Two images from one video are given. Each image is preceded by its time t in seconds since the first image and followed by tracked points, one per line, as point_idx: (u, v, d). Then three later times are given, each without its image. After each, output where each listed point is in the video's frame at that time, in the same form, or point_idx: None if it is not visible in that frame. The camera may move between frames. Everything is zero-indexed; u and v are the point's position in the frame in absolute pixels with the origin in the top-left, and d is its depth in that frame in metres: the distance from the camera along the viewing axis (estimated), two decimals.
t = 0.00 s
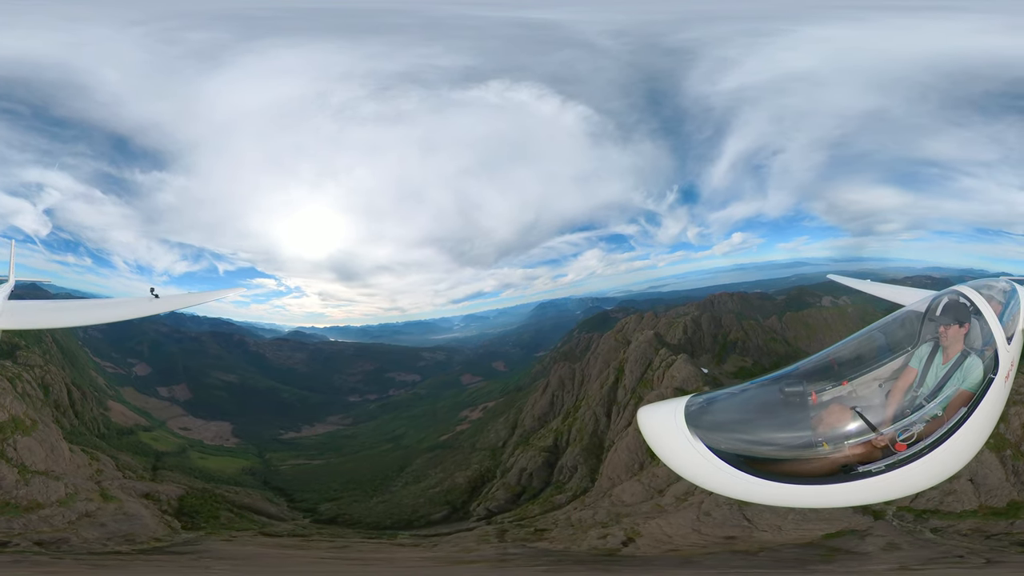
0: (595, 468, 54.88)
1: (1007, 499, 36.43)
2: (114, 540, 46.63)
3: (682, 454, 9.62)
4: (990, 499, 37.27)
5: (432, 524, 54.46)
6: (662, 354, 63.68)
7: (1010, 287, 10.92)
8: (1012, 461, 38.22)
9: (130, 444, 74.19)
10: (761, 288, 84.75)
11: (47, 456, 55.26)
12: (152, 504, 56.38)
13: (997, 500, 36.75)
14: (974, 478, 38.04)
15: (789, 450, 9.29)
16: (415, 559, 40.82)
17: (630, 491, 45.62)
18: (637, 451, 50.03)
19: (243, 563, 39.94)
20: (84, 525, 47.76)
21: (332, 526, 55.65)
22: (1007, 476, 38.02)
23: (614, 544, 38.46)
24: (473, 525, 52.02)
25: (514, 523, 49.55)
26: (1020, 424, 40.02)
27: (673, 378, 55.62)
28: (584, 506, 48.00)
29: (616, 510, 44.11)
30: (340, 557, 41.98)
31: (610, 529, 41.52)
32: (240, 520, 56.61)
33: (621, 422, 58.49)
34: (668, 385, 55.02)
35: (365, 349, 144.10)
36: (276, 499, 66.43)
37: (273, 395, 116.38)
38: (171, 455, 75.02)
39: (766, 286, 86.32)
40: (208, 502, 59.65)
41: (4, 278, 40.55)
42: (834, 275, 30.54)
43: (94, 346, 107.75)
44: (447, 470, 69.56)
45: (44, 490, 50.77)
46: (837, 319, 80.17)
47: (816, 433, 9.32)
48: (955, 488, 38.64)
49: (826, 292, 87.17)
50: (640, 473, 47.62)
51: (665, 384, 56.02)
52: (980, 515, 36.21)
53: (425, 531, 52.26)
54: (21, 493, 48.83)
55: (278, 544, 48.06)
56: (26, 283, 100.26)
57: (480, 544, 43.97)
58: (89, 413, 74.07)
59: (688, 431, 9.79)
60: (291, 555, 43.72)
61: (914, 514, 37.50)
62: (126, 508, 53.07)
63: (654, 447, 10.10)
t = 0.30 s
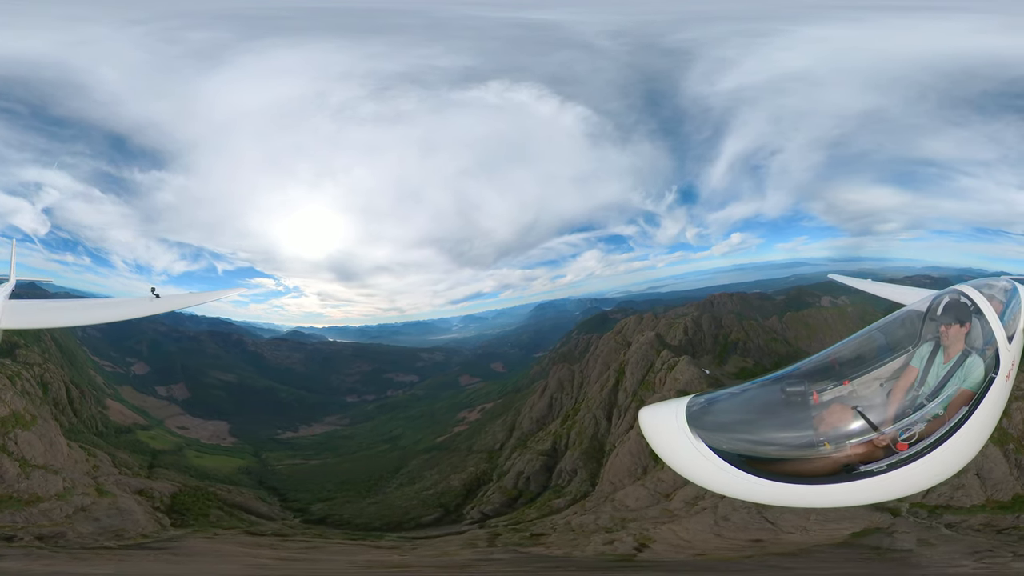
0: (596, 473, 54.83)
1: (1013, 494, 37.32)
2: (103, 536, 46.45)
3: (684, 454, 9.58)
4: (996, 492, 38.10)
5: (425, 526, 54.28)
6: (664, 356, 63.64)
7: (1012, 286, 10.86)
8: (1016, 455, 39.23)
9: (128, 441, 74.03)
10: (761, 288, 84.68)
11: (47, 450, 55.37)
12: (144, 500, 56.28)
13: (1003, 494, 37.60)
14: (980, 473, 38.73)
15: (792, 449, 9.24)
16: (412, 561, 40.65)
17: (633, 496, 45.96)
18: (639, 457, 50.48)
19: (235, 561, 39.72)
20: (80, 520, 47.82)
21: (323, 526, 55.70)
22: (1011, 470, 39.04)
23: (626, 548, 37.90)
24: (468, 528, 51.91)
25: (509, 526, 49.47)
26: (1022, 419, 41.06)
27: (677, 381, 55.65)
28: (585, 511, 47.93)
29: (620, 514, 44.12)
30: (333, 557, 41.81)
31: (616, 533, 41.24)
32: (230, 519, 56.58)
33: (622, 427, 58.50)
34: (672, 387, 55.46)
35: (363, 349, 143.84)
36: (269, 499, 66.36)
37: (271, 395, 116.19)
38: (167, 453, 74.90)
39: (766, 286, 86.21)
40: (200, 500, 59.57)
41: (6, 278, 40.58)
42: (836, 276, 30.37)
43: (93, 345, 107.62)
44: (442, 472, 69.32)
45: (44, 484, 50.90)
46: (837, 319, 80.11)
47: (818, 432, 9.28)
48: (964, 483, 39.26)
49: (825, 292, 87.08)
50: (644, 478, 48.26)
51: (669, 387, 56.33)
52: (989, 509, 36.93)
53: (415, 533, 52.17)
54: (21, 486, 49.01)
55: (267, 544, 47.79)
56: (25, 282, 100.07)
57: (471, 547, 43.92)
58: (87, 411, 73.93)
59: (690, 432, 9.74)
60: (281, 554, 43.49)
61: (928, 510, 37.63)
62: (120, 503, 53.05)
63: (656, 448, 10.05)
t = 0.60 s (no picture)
0: (597, 478, 54.81)
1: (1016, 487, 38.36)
2: (95, 531, 46.48)
3: (686, 454, 9.54)
4: (1000, 486, 39.13)
5: (414, 528, 54.30)
6: (665, 358, 63.66)
7: (1013, 286, 10.82)
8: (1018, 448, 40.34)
9: (125, 439, 73.83)
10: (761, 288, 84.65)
11: (48, 444, 55.47)
12: (138, 496, 56.30)
13: (1008, 487, 38.62)
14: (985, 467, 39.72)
15: (795, 450, 9.20)
16: (408, 562, 40.52)
17: (638, 501, 45.90)
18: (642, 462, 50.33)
19: (222, 562, 39.60)
20: (76, 514, 47.94)
21: (312, 527, 55.85)
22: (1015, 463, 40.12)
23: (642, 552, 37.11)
24: (459, 530, 51.94)
25: (503, 529, 49.42)
26: None
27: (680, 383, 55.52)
28: (585, 515, 47.79)
29: (623, 519, 43.94)
30: (324, 559, 41.76)
31: (623, 538, 40.75)
32: (219, 517, 56.64)
33: (623, 433, 58.41)
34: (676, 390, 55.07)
35: (362, 349, 143.58)
36: (262, 498, 66.47)
37: (269, 394, 116.03)
38: (164, 451, 74.82)
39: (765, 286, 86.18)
40: (192, 498, 59.46)
41: (7, 276, 40.52)
42: (837, 276, 30.27)
43: (91, 344, 107.46)
44: (437, 474, 69.21)
45: (43, 478, 50.86)
46: (837, 319, 80.09)
47: (819, 432, 9.24)
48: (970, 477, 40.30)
49: (825, 292, 87.01)
50: (648, 483, 48.16)
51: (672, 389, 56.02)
52: (996, 502, 37.81)
53: (401, 535, 52.21)
54: (23, 479, 49.02)
55: (254, 543, 47.60)
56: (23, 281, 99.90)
57: (459, 549, 44.01)
58: (85, 410, 73.78)
59: (691, 432, 9.69)
60: (272, 553, 43.51)
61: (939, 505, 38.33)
62: (114, 497, 52.97)
63: (657, 448, 10.00)
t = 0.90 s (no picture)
0: (596, 481, 54.89)
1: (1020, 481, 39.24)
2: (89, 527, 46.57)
3: (688, 455, 9.50)
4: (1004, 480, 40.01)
5: (402, 530, 54.43)
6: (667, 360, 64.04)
7: (1013, 285, 10.81)
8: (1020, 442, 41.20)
9: (123, 438, 73.57)
10: (761, 288, 84.74)
11: (48, 440, 55.44)
12: (132, 492, 56.53)
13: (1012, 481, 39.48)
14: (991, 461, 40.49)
15: (797, 449, 9.17)
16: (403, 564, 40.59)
17: (644, 505, 45.82)
18: (644, 464, 49.98)
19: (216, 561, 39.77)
20: (73, 509, 48.04)
21: (300, 526, 55.97)
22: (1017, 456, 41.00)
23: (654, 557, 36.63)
24: (448, 533, 52.08)
25: (494, 534, 49.41)
26: None
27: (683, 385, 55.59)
28: (587, 519, 47.94)
29: (626, 524, 44.12)
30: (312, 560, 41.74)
31: (631, 543, 40.59)
32: (208, 515, 56.45)
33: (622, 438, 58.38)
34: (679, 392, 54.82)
35: (360, 350, 143.41)
36: (255, 497, 66.35)
37: (267, 394, 115.90)
38: (161, 450, 74.68)
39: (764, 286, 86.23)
40: (184, 495, 59.34)
41: (7, 274, 40.38)
42: (837, 276, 30.23)
43: (90, 343, 107.30)
44: (432, 476, 69.36)
45: (43, 472, 51.05)
46: (837, 319, 80.19)
47: (821, 432, 9.22)
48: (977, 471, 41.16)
49: (824, 292, 86.88)
50: (652, 487, 47.89)
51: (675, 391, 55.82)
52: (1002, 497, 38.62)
53: (386, 537, 52.23)
54: (24, 473, 49.23)
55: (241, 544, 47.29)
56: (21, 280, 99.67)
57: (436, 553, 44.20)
58: (84, 408, 73.65)
59: (693, 432, 9.64)
60: (265, 554, 43.61)
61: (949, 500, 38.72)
62: (109, 493, 52.98)
63: (659, 448, 9.99)
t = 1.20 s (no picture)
0: (597, 485, 54.78)
1: None
2: (85, 521, 47.70)
3: (690, 455, 9.47)
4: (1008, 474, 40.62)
5: (394, 532, 53.86)
6: (669, 362, 64.71)
7: (1013, 284, 10.79)
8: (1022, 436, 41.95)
9: (121, 436, 73.44)
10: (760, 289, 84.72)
11: (48, 434, 55.84)
12: (127, 489, 56.34)
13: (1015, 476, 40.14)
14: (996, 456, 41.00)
15: (799, 449, 9.14)
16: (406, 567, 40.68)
17: (652, 510, 46.29)
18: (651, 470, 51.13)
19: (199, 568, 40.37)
20: (70, 503, 49.25)
21: (290, 527, 55.47)
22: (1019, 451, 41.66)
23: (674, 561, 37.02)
24: (437, 536, 51.68)
25: (485, 538, 48.90)
26: None
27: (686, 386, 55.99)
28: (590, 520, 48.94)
29: (632, 530, 44.54)
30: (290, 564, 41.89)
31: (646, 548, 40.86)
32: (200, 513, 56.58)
33: (623, 443, 58.97)
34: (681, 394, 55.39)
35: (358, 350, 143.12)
36: (249, 496, 66.09)
37: (265, 394, 115.74)
38: (158, 447, 74.58)
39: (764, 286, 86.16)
40: (178, 492, 59.28)
41: (7, 274, 40.47)
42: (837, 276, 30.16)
43: (88, 342, 107.15)
44: (426, 478, 67.79)
45: (43, 465, 52.35)
46: (837, 319, 80.23)
47: (822, 431, 9.19)
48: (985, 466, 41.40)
49: (824, 292, 85.89)
50: (658, 492, 48.55)
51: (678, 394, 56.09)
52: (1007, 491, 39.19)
53: (369, 539, 51.58)
54: (24, 467, 50.51)
55: (205, 544, 46.98)
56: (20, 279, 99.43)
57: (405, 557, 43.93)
58: (82, 406, 73.49)
59: (694, 432, 9.62)
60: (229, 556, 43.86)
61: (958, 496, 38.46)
62: (104, 488, 53.45)
63: (660, 448, 9.93)
